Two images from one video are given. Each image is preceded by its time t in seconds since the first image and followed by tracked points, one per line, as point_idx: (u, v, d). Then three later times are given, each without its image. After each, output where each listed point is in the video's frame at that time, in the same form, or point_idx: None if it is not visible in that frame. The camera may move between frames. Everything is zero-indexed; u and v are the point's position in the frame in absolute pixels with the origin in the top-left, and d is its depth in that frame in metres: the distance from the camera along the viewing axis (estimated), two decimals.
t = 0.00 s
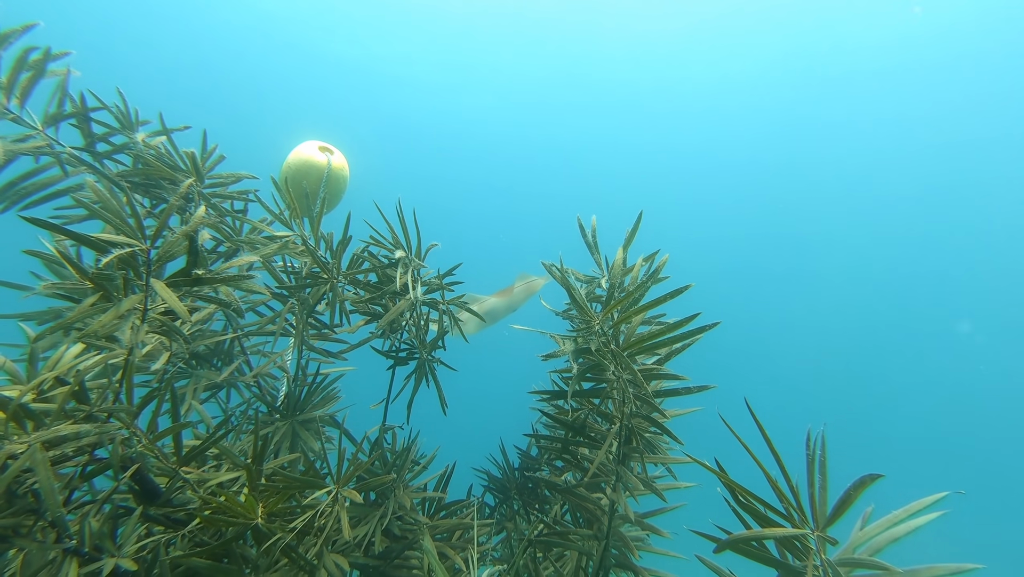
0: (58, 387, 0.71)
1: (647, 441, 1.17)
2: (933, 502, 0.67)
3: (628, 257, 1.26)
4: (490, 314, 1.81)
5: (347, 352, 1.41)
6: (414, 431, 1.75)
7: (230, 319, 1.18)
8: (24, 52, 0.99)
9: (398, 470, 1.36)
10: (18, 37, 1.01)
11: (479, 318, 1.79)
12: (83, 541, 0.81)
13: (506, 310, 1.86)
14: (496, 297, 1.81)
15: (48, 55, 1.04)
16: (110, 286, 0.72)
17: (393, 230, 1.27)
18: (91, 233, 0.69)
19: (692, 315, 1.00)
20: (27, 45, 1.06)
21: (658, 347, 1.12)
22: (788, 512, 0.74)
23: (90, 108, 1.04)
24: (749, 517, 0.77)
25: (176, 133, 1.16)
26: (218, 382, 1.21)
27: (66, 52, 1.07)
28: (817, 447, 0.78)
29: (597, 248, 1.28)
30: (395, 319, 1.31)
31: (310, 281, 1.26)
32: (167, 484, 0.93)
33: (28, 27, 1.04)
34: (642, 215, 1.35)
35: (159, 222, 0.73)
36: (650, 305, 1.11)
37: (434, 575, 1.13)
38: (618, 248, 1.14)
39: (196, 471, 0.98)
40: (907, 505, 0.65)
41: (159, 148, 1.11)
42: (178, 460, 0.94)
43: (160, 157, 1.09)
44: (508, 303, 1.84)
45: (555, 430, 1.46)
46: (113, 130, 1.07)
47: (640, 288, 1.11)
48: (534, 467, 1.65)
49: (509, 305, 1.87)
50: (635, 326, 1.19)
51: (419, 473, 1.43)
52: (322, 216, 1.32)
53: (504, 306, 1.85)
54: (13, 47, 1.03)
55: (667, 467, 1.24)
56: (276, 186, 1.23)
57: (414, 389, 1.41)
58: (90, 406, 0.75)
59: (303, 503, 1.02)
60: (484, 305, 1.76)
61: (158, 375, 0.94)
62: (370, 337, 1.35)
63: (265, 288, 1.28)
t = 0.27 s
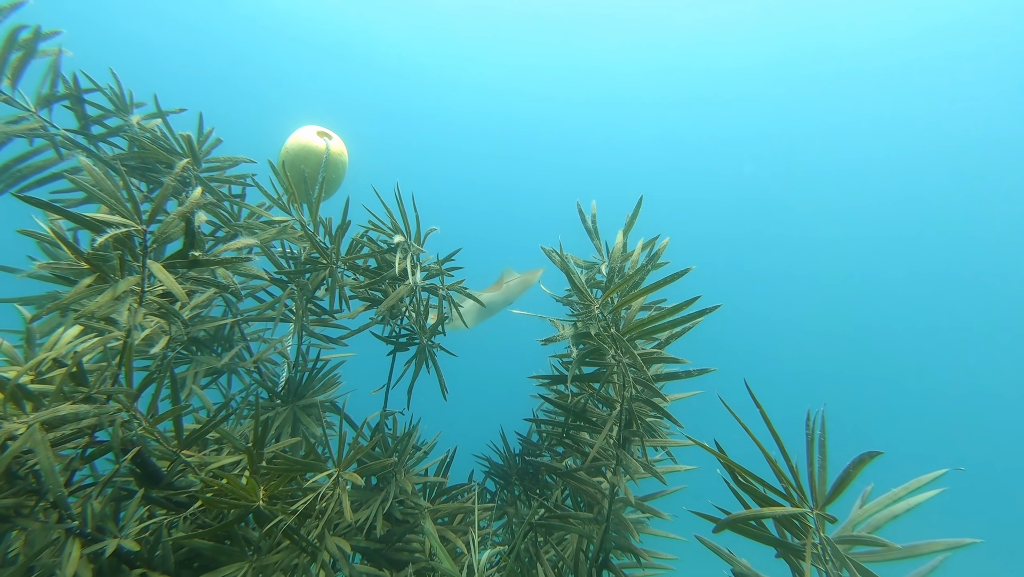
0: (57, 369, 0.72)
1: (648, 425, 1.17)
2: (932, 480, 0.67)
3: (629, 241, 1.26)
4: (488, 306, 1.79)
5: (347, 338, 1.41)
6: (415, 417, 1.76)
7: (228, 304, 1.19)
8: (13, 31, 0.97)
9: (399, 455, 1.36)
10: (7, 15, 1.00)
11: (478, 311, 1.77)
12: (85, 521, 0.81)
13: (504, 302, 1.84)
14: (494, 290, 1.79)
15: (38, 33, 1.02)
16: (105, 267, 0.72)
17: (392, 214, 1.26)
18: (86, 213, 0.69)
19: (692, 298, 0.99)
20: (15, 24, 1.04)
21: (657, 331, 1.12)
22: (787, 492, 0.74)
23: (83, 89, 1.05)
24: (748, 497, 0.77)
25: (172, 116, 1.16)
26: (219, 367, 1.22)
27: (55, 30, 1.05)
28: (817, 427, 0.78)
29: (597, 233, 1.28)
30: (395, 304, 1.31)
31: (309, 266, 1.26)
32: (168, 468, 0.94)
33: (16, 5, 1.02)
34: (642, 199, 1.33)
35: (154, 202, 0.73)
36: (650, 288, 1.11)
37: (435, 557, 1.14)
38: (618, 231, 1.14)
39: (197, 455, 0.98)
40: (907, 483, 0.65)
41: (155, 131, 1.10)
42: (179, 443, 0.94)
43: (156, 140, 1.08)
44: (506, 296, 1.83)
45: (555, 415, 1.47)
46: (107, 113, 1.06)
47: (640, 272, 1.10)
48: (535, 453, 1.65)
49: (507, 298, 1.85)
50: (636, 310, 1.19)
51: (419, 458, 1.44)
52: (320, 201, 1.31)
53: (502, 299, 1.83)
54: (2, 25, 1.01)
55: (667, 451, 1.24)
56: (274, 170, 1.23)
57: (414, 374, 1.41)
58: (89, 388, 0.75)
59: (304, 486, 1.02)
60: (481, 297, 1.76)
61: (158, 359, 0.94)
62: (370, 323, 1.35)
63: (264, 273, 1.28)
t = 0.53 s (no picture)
0: (46, 354, 0.71)
1: (645, 411, 1.17)
2: (928, 461, 0.67)
3: (626, 227, 1.24)
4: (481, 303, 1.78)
5: (343, 326, 1.40)
6: (413, 406, 1.76)
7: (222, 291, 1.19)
8: None
9: (396, 443, 1.36)
10: None
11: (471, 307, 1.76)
12: (80, 507, 0.82)
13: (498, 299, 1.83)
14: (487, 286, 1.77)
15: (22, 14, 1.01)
16: (93, 251, 0.71)
17: (386, 200, 1.25)
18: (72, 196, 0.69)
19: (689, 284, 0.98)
20: None
21: (654, 317, 1.11)
22: (783, 475, 0.74)
23: (69, 71, 1.04)
24: (744, 480, 0.77)
25: (162, 100, 1.14)
26: (214, 355, 1.23)
27: (39, 10, 1.04)
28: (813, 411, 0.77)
29: (595, 220, 1.26)
30: (391, 291, 1.30)
31: (304, 253, 1.26)
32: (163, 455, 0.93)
33: None
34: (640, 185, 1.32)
35: (142, 185, 0.72)
36: (647, 274, 1.10)
37: (432, 543, 1.14)
38: (615, 216, 1.12)
39: (192, 442, 0.98)
40: (902, 464, 0.65)
41: (146, 115, 1.09)
42: (173, 430, 0.94)
43: (146, 124, 1.07)
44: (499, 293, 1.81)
45: (553, 402, 1.46)
46: (95, 96, 1.05)
47: (636, 257, 1.09)
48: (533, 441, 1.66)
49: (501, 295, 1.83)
50: (632, 296, 1.18)
51: (417, 446, 1.44)
52: (314, 187, 1.30)
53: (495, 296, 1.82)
54: None
55: (664, 437, 1.24)
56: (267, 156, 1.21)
57: (411, 362, 1.40)
58: (79, 373, 0.75)
59: (300, 472, 1.02)
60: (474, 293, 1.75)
61: (151, 345, 0.94)
62: (366, 311, 1.34)
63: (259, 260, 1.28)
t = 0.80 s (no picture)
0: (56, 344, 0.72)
1: (652, 399, 1.16)
2: (942, 447, 0.66)
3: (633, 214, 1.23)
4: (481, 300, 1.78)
5: (350, 315, 1.40)
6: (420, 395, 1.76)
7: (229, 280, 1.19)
8: None
9: (404, 432, 1.36)
10: None
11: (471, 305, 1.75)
12: (93, 494, 0.82)
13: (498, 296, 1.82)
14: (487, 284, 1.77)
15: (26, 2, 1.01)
16: (100, 239, 0.71)
17: (391, 189, 1.24)
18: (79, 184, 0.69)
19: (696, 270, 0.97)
20: None
21: (661, 304, 1.10)
22: (793, 461, 0.73)
23: (74, 60, 1.03)
24: (753, 467, 0.76)
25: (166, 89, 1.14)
26: (222, 345, 1.23)
27: None
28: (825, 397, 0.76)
29: (602, 207, 1.25)
30: (396, 280, 1.30)
31: (310, 242, 1.26)
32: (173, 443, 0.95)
33: None
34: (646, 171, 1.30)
35: (148, 173, 0.72)
36: (654, 261, 1.09)
37: (441, 530, 1.15)
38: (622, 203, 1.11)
39: (202, 430, 0.98)
40: (916, 450, 0.64)
41: (151, 104, 1.09)
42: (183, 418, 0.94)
43: (151, 113, 1.07)
44: (500, 290, 1.80)
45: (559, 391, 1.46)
46: (100, 85, 1.05)
47: (644, 244, 1.08)
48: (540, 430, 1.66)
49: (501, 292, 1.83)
50: (639, 283, 1.17)
51: (424, 435, 1.44)
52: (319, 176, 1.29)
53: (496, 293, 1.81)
54: None
55: (672, 424, 1.23)
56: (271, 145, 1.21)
57: (417, 351, 1.41)
58: (89, 361, 0.76)
59: (308, 460, 1.03)
60: (475, 290, 1.74)
61: (160, 334, 0.95)
62: (372, 300, 1.34)
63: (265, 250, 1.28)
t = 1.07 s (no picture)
0: (67, 332, 0.73)
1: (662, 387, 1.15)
2: (963, 433, 0.64)
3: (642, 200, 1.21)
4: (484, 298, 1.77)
5: (358, 305, 1.40)
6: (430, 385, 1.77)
7: (237, 270, 1.19)
8: None
9: (413, 421, 1.36)
10: None
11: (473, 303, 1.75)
12: (107, 481, 0.82)
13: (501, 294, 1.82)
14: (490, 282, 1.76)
15: None
16: (108, 228, 0.71)
17: (398, 177, 1.24)
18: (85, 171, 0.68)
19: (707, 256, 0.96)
20: None
21: (672, 291, 1.08)
22: (807, 447, 0.72)
23: (82, 50, 1.03)
24: (766, 453, 0.75)
25: (174, 78, 1.13)
26: (232, 335, 1.24)
27: None
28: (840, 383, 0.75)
29: (610, 195, 1.23)
30: (404, 269, 1.30)
31: (318, 232, 1.26)
32: (185, 432, 0.96)
33: None
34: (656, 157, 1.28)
35: (154, 160, 0.71)
36: (665, 247, 1.07)
37: (451, 518, 1.15)
38: (631, 189, 1.09)
39: (212, 419, 0.99)
40: (935, 435, 0.63)
41: (158, 94, 1.08)
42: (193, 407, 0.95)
43: (159, 103, 1.07)
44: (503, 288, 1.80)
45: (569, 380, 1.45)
46: (108, 75, 1.04)
47: (654, 230, 1.06)
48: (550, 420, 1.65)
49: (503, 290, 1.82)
50: (649, 270, 1.15)
51: (433, 425, 1.44)
52: (325, 165, 1.28)
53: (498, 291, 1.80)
54: None
55: (682, 413, 1.22)
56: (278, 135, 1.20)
57: (425, 340, 1.40)
58: (99, 349, 0.76)
59: (317, 449, 1.03)
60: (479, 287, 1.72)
61: (169, 323, 0.95)
62: (380, 290, 1.34)
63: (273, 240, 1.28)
